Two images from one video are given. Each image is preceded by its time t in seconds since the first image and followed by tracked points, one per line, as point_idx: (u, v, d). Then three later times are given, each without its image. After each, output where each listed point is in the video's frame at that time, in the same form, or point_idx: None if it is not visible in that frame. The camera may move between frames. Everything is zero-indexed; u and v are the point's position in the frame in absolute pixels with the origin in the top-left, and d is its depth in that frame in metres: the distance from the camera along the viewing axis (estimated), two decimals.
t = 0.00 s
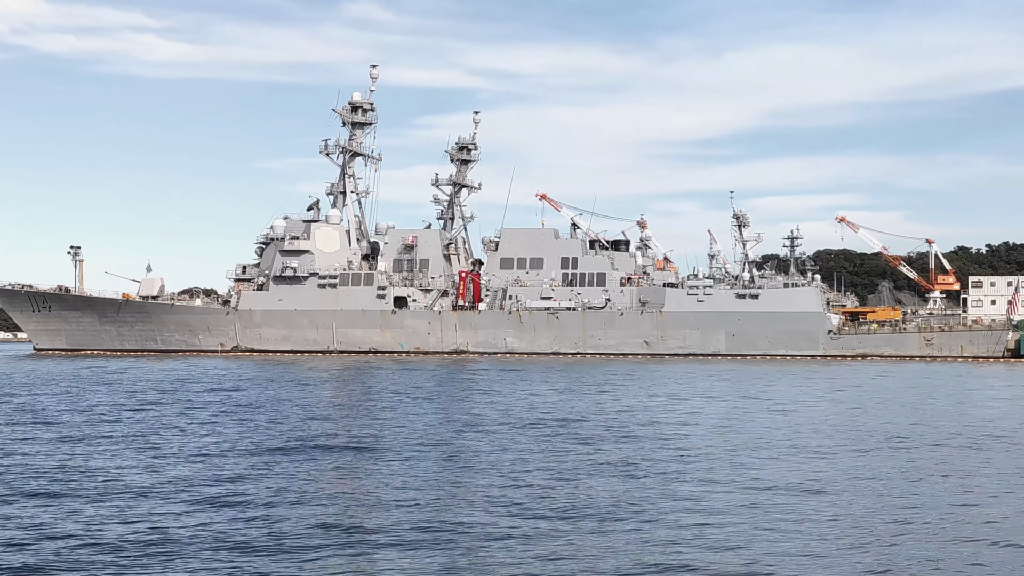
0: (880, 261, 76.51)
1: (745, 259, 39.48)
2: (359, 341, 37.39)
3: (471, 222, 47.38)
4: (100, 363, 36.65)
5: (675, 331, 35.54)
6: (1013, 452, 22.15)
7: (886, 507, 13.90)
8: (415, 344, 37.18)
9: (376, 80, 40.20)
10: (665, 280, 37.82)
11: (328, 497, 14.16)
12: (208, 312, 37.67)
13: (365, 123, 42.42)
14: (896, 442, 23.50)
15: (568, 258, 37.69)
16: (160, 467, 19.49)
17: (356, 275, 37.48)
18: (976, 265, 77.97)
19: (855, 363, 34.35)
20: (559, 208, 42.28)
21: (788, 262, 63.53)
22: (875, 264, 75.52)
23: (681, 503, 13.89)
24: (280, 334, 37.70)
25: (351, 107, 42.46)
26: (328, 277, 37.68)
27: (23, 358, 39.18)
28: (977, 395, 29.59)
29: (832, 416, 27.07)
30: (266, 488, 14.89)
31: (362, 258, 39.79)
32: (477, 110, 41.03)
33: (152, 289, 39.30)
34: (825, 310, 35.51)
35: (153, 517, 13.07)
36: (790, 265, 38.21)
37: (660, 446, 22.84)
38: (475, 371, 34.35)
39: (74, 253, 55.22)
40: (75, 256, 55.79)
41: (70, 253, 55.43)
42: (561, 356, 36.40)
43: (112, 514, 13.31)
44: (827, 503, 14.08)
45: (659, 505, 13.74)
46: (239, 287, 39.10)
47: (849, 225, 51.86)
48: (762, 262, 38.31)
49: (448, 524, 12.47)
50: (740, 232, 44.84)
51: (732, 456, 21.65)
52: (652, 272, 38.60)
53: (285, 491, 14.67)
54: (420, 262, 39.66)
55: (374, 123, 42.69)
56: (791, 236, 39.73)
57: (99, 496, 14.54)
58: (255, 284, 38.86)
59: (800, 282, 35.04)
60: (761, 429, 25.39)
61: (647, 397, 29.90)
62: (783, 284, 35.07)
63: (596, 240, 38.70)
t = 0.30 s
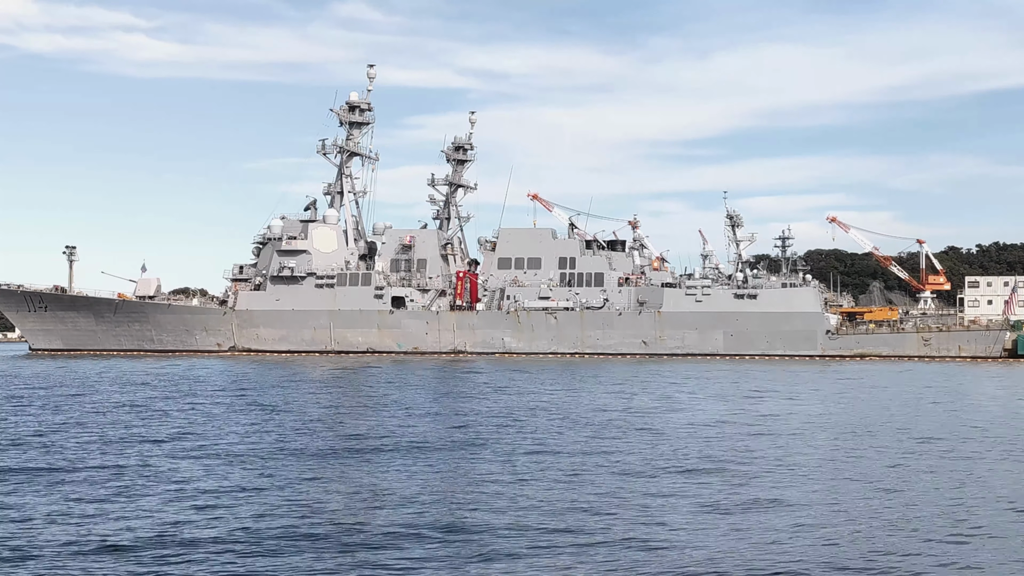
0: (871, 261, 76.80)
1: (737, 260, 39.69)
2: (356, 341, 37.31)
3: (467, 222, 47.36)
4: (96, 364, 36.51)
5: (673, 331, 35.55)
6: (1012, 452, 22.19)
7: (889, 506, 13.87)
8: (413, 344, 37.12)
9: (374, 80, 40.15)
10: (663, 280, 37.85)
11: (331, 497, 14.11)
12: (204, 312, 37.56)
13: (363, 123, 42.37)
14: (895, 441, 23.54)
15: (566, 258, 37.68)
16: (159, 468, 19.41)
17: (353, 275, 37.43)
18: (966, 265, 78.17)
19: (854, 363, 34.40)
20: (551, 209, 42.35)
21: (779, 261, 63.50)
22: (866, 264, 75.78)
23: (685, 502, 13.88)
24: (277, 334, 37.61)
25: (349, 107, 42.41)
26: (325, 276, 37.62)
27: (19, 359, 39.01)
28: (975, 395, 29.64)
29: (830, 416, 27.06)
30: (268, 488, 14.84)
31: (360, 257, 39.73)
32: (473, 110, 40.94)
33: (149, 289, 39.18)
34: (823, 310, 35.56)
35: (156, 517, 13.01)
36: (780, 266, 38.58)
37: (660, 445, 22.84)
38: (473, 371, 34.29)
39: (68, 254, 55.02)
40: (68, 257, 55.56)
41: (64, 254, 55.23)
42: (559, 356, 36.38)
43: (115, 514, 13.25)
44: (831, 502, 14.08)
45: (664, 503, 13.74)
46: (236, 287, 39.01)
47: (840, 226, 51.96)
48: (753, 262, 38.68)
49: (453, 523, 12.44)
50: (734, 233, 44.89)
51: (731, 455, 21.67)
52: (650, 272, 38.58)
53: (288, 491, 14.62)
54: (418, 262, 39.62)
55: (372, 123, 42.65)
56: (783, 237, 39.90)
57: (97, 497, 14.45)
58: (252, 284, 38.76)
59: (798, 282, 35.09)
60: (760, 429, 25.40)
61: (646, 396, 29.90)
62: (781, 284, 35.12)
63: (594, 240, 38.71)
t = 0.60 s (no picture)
0: (864, 261, 76.91)
1: (733, 260, 39.78)
2: (356, 341, 37.27)
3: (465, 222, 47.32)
4: (94, 364, 36.41)
5: (673, 331, 35.55)
6: (1011, 452, 22.25)
7: (894, 505, 13.86)
8: (413, 344, 37.08)
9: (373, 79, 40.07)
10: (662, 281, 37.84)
11: (334, 497, 14.09)
12: (203, 312, 37.48)
13: (362, 123, 42.32)
14: (895, 442, 23.57)
15: (566, 258, 37.66)
16: (159, 468, 19.37)
17: (353, 275, 37.37)
18: (958, 265, 78.30)
19: (853, 363, 34.42)
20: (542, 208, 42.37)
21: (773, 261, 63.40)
22: (859, 264, 75.88)
23: (689, 502, 13.87)
24: (276, 334, 37.54)
25: (348, 107, 42.35)
26: (324, 276, 37.57)
27: (16, 359, 38.89)
28: (975, 395, 29.67)
29: (831, 416, 27.08)
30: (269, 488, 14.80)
31: (359, 258, 39.69)
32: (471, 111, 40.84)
33: (147, 289, 39.09)
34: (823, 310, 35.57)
35: (159, 517, 12.96)
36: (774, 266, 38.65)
37: (660, 445, 22.85)
38: (473, 371, 34.26)
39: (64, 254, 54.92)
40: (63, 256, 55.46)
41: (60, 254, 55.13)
42: (558, 356, 36.36)
43: (117, 514, 13.20)
44: (835, 502, 14.09)
45: (668, 503, 13.74)
46: (234, 287, 38.94)
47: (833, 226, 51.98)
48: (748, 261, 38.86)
49: (458, 523, 12.43)
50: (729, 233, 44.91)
51: (732, 455, 21.67)
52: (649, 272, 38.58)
53: (290, 491, 14.60)
54: (417, 262, 39.58)
55: (371, 123, 42.59)
56: (779, 237, 39.98)
57: (99, 498, 14.39)
58: (251, 284, 38.70)
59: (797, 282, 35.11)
60: (761, 429, 25.40)
61: (646, 397, 29.90)
62: (780, 284, 35.13)
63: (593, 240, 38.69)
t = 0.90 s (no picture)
0: (857, 262, 77.12)
1: (731, 260, 39.82)
2: (356, 341, 37.22)
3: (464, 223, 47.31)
4: (94, 365, 36.34)
5: (674, 332, 35.55)
6: (1012, 452, 22.28)
7: (904, 506, 13.86)
8: (413, 345, 37.04)
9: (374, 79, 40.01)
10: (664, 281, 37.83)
11: (339, 497, 14.04)
12: (203, 313, 37.41)
13: (362, 123, 42.28)
14: (897, 442, 23.60)
15: (567, 259, 37.65)
16: (161, 469, 19.33)
17: (353, 276, 37.32)
18: (952, 266, 78.49)
19: (855, 364, 34.45)
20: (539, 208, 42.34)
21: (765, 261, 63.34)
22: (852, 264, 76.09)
23: (696, 502, 13.86)
24: (277, 334, 37.48)
25: (348, 107, 42.31)
26: (325, 277, 37.52)
27: (15, 359, 38.79)
28: (977, 395, 29.69)
29: (834, 416, 27.09)
30: (274, 488, 14.75)
31: (359, 258, 39.64)
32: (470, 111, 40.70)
33: (146, 290, 39.02)
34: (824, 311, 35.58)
35: (165, 517, 12.93)
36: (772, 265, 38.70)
37: (662, 445, 22.88)
38: (475, 372, 34.23)
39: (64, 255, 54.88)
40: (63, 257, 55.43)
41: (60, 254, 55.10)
42: (559, 357, 36.33)
43: (122, 514, 13.17)
44: (843, 502, 14.09)
45: (675, 503, 13.73)
46: (235, 288, 38.88)
47: (826, 225, 52.02)
48: (745, 261, 38.96)
49: (466, 522, 12.41)
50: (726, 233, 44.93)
51: (734, 455, 21.69)
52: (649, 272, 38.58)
53: (294, 492, 14.55)
54: (417, 262, 39.55)
55: (371, 124, 42.55)
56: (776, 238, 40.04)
57: (103, 499, 14.31)
58: (252, 284, 38.64)
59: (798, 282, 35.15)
60: (762, 429, 25.42)
61: (648, 397, 29.87)
62: (782, 285, 35.14)
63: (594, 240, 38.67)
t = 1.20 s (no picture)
0: (853, 262, 77.40)
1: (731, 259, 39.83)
2: (358, 341, 37.19)
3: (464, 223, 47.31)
4: (95, 365, 36.28)
5: (677, 332, 35.54)
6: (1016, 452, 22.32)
7: (913, 506, 13.84)
8: (415, 345, 37.01)
9: (375, 80, 39.98)
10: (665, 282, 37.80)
11: (346, 497, 14.02)
12: (205, 313, 37.35)
13: (363, 123, 42.26)
14: (901, 442, 23.64)
15: (569, 259, 37.63)
16: (165, 470, 19.29)
17: (355, 276, 37.28)
18: (947, 266, 78.71)
19: (857, 364, 34.47)
20: (534, 207, 42.35)
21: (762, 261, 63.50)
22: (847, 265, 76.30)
23: (705, 502, 13.85)
24: (278, 335, 37.42)
25: (349, 107, 42.28)
26: (326, 277, 37.48)
27: (16, 360, 38.71)
28: (980, 396, 29.71)
29: (838, 417, 27.09)
30: (280, 489, 14.72)
31: (360, 258, 39.60)
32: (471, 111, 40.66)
33: (147, 290, 38.98)
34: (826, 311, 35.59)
35: (173, 517, 12.88)
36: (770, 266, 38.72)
37: (665, 445, 22.89)
38: (477, 372, 34.20)
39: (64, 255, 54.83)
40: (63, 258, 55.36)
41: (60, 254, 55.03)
42: (562, 357, 36.31)
43: (130, 515, 13.12)
44: (853, 501, 14.10)
45: (684, 503, 13.71)
46: (236, 289, 38.83)
47: (823, 226, 52.30)
48: (744, 261, 39.00)
49: (476, 523, 12.38)
50: (724, 234, 44.96)
51: (739, 455, 21.70)
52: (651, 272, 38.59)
53: (300, 492, 14.50)
54: (419, 263, 39.52)
55: (373, 124, 42.53)
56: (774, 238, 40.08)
57: (106, 500, 14.26)
58: (253, 285, 38.60)
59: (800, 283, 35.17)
60: (765, 429, 25.44)
61: (652, 397, 29.85)
62: (784, 285, 35.15)
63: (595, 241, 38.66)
